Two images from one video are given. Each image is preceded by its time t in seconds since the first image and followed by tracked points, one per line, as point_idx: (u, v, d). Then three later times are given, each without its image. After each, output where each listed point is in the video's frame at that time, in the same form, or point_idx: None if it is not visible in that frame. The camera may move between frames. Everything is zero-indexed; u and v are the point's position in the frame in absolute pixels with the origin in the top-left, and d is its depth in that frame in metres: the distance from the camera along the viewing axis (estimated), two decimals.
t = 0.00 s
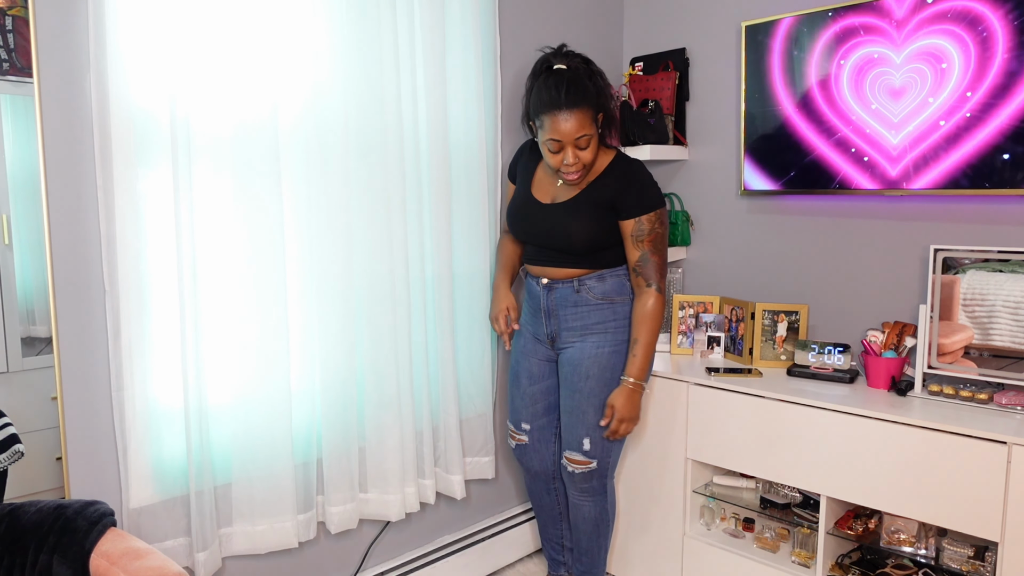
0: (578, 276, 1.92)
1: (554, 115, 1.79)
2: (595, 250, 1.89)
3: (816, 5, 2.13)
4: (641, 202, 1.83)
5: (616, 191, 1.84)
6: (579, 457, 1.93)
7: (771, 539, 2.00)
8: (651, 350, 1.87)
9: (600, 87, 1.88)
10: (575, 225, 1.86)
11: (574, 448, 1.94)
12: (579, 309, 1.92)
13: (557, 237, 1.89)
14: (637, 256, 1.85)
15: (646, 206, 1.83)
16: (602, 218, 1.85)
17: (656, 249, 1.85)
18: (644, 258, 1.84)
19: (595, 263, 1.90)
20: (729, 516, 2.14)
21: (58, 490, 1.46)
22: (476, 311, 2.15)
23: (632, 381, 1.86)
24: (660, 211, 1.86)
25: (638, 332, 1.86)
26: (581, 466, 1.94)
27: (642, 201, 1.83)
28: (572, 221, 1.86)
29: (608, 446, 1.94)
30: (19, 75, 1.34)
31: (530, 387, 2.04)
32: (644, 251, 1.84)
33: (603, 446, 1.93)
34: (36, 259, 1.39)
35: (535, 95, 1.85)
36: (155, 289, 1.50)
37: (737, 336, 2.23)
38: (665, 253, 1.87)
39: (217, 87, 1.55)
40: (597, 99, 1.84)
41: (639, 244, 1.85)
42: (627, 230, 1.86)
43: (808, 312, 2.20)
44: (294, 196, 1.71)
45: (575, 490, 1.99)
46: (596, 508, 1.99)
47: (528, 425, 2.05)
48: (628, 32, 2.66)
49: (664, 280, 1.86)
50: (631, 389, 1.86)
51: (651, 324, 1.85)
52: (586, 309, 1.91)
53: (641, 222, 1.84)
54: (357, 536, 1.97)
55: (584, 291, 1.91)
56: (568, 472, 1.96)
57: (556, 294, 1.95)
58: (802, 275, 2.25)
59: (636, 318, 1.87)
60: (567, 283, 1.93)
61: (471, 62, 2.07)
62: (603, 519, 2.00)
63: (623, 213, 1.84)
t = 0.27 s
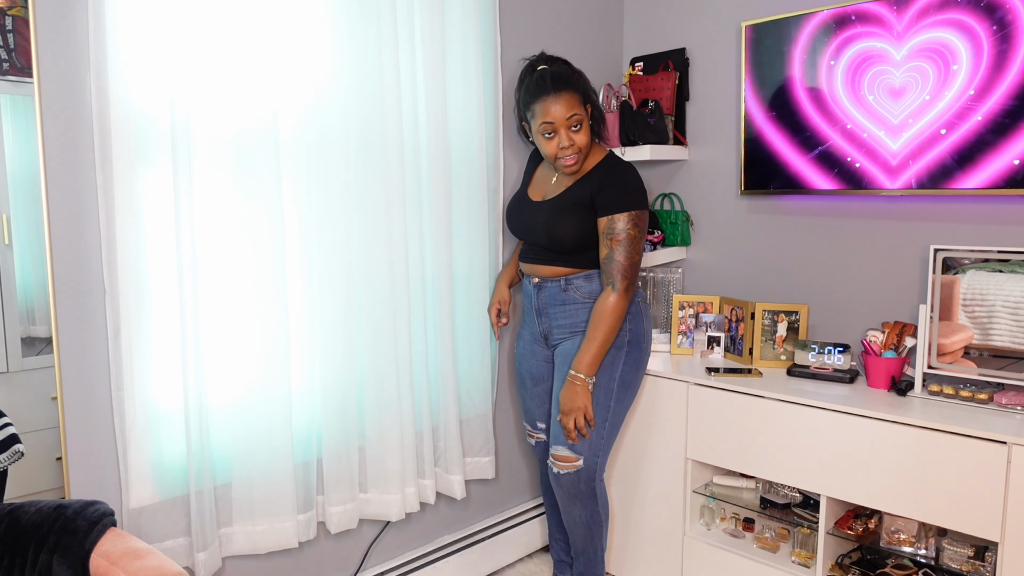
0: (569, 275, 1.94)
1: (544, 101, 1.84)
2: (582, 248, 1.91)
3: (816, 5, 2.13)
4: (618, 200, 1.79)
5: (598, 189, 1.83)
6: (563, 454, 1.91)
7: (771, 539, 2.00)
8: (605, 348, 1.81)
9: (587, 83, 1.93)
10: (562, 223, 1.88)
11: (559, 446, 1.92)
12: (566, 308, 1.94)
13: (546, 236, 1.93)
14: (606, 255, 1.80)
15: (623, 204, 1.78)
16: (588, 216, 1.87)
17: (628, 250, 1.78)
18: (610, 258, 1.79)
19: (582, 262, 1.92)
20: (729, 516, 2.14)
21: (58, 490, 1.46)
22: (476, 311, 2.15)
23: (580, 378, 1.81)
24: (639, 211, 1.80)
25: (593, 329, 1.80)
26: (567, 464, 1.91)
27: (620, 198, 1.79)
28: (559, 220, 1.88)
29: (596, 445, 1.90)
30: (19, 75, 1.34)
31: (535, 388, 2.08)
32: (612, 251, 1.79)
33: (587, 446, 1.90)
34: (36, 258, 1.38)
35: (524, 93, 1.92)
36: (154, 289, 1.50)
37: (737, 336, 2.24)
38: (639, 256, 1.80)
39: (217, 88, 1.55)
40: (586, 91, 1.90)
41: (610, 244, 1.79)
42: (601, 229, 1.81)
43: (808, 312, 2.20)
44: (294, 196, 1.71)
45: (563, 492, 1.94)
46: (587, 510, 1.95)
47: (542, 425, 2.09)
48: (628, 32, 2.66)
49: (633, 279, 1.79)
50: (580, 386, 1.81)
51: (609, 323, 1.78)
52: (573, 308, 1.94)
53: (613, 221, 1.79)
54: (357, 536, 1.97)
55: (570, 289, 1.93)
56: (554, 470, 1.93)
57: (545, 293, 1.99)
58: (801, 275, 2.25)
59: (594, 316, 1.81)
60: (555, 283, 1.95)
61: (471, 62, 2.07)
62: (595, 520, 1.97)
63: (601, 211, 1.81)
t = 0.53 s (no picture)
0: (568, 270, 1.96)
1: (541, 97, 1.91)
2: (583, 241, 1.92)
3: (816, 5, 2.13)
4: (620, 188, 1.82)
5: (599, 179, 1.86)
6: (548, 437, 1.87)
7: (771, 539, 2.00)
8: (606, 331, 1.82)
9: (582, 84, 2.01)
10: (562, 215, 1.90)
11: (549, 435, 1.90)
12: (559, 304, 1.96)
13: (546, 229, 1.95)
14: (611, 242, 1.82)
15: (624, 192, 1.81)
16: (588, 208, 1.89)
17: (633, 237, 1.80)
18: (615, 244, 1.81)
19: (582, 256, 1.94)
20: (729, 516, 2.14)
21: (58, 490, 1.46)
22: (476, 311, 2.15)
23: (578, 356, 1.81)
24: (642, 199, 1.82)
25: (596, 311, 1.82)
26: (553, 448, 1.87)
27: (621, 187, 1.82)
28: (559, 212, 1.91)
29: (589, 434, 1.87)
30: (19, 75, 1.34)
31: (537, 388, 2.09)
32: (617, 237, 1.81)
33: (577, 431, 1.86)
34: (36, 258, 1.39)
35: (523, 95, 2.01)
36: (154, 289, 1.50)
37: (737, 336, 2.24)
38: (644, 244, 1.82)
39: (217, 88, 1.55)
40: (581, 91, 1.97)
41: (615, 230, 1.81)
42: (605, 217, 1.84)
43: (808, 312, 2.20)
44: (294, 197, 1.71)
45: (552, 483, 1.89)
46: (577, 501, 1.89)
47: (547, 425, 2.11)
48: (628, 32, 2.66)
49: (638, 265, 1.81)
50: (576, 363, 1.82)
51: (613, 306, 1.80)
52: (566, 304, 1.96)
53: (617, 210, 1.81)
54: (357, 536, 1.97)
55: (564, 286, 1.95)
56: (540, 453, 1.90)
57: (540, 290, 2.01)
58: (801, 275, 2.25)
59: (599, 299, 1.83)
60: (551, 279, 1.98)
61: (471, 62, 2.07)
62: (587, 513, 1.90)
63: (603, 200, 1.83)
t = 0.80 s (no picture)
0: (568, 269, 1.96)
1: (543, 95, 1.96)
2: (586, 238, 1.93)
3: (816, 5, 2.13)
4: (622, 185, 1.83)
5: (602, 177, 1.87)
6: (546, 436, 1.88)
7: (771, 539, 2.00)
8: (615, 330, 1.82)
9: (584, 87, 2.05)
10: (565, 211, 1.91)
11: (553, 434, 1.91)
12: (563, 302, 1.96)
13: (549, 226, 1.95)
14: (614, 237, 1.83)
15: (627, 188, 1.82)
16: (591, 205, 1.90)
17: (637, 232, 1.81)
18: (619, 240, 1.81)
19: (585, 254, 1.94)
20: (729, 516, 2.14)
21: (58, 490, 1.46)
22: (476, 311, 2.15)
23: (588, 355, 1.81)
24: (644, 194, 1.83)
25: (603, 310, 1.82)
26: (548, 446, 1.88)
27: (623, 184, 1.83)
28: (562, 208, 1.92)
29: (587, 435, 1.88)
30: (19, 75, 1.34)
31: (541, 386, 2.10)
32: (620, 232, 1.81)
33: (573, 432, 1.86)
34: (36, 258, 1.39)
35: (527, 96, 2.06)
36: (154, 289, 1.50)
37: (737, 336, 2.24)
38: (647, 239, 1.83)
39: (216, 89, 1.55)
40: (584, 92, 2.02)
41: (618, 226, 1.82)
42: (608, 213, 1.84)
43: (808, 312, 2.20)
44: (295, 196, 1.71)
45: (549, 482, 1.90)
46: (574, 501, 1.89)
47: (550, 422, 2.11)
48: (628, 32, 2.66)
49: (644, 260, 1.82)
50: (586, 361, 1.81)
51: (620, 304, 1.81)
52: (570, 302, 1.95)
53: (619, 206, 1.82)
54: (357, 536, 1.97)
55: (568, 285, 1.95)
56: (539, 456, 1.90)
57: (544, 288, 2.01)
58: (801, 275, 2.25)
59: (606, 297, 1.83)
60: (554, 278, 1.98)
61: (471, 62, 2.07)
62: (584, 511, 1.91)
63: (606, 195, 1.84)
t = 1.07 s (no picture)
0: (570, 270, 1.96)
1: (552, 90, 1.97)
2: (590, 237, 1.93)
3: (816, 5, 2.13)
4: (628, 186, 1.82)
5: (608, 177, 1.87)
6: (558, 447, 1.89)
7: (771, 539, 2.00)
8: (621, 334, 1.82)
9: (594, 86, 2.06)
10: (570, 210, 1.91)
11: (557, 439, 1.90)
12: (568, 304, 1.95)
13: (553, 225, 1.96)
14: (618, 239, 1.83)
15: (633, 190, 1.82)
16: (596, 205, 1.89)
17: (640, 233, 1.81)
18: (622, 242, 1.82)
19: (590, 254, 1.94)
20: (729, 516, 2.14)
21: (58, 490, 1.46)
22: (476, 311, 2.15)
23: (596, 362, 1.82)
24: (650, 197, 1.83)
25: (609, 315, 1.82)
26: (561, 457, 1.90)
27: (629, 185, 1.83)
28: (568, 206, 1.92)
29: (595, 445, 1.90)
30: (19, 75, 1.34)
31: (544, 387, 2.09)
32: (624, 234, 1.82)
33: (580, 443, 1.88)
34: (36, 258, 1.38)
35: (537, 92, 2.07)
36: (155, 289, 1.50)
37: (737, 336, 2.24)
38: (651, 241, 1.83)
39: (217, 89, 1.55)
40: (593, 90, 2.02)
41: (622, 228, 1.82)
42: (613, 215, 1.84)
43: (808, 312, 2.20)
44: (295, 196, 1.71)
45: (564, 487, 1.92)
46: (589, 507, 1.92)
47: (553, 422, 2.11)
48: (628, 32, 2.66)
49: (644, 263, 1.82)
50: (594, 369, 1.81)
51: (624, 306, 1.80)
52: (574, 304, 1.95)
53: (624, 207, 1.82)
54: (357, 536, 1.97)
55: (573, 286, 1.94)
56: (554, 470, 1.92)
57: (548, 288, 2.00)
58: (801, 275, 2.25)
59: (609, 300, 1.83)
60: (558, 278, 1.97)
61: (471, 61, 2.07)
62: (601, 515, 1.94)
63: (611, 197, 1.84)
